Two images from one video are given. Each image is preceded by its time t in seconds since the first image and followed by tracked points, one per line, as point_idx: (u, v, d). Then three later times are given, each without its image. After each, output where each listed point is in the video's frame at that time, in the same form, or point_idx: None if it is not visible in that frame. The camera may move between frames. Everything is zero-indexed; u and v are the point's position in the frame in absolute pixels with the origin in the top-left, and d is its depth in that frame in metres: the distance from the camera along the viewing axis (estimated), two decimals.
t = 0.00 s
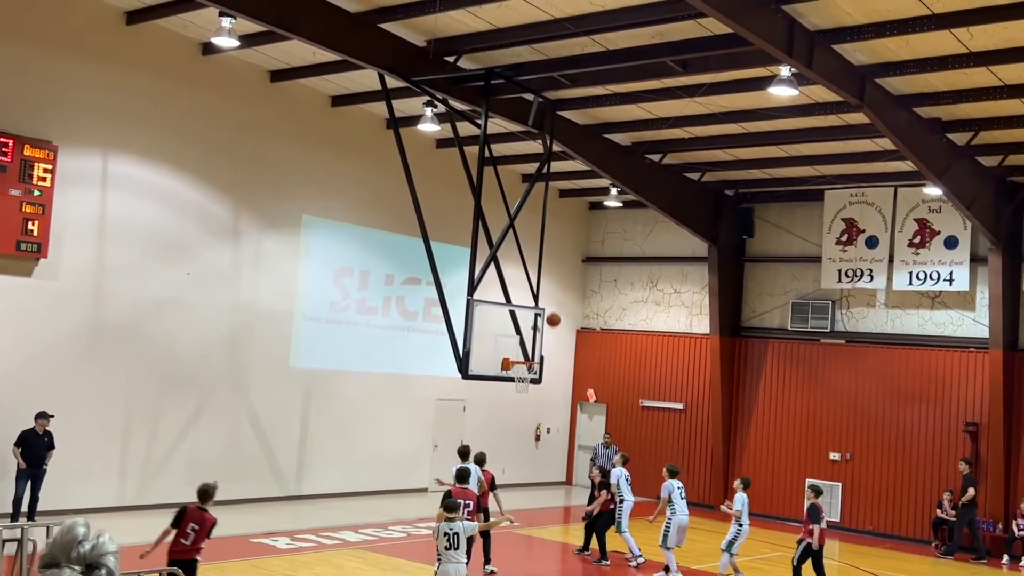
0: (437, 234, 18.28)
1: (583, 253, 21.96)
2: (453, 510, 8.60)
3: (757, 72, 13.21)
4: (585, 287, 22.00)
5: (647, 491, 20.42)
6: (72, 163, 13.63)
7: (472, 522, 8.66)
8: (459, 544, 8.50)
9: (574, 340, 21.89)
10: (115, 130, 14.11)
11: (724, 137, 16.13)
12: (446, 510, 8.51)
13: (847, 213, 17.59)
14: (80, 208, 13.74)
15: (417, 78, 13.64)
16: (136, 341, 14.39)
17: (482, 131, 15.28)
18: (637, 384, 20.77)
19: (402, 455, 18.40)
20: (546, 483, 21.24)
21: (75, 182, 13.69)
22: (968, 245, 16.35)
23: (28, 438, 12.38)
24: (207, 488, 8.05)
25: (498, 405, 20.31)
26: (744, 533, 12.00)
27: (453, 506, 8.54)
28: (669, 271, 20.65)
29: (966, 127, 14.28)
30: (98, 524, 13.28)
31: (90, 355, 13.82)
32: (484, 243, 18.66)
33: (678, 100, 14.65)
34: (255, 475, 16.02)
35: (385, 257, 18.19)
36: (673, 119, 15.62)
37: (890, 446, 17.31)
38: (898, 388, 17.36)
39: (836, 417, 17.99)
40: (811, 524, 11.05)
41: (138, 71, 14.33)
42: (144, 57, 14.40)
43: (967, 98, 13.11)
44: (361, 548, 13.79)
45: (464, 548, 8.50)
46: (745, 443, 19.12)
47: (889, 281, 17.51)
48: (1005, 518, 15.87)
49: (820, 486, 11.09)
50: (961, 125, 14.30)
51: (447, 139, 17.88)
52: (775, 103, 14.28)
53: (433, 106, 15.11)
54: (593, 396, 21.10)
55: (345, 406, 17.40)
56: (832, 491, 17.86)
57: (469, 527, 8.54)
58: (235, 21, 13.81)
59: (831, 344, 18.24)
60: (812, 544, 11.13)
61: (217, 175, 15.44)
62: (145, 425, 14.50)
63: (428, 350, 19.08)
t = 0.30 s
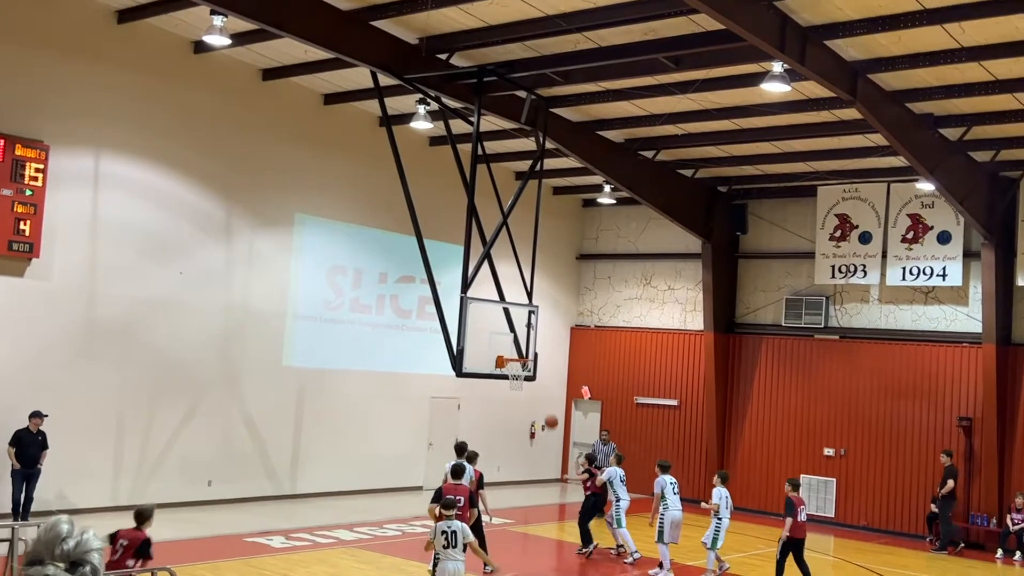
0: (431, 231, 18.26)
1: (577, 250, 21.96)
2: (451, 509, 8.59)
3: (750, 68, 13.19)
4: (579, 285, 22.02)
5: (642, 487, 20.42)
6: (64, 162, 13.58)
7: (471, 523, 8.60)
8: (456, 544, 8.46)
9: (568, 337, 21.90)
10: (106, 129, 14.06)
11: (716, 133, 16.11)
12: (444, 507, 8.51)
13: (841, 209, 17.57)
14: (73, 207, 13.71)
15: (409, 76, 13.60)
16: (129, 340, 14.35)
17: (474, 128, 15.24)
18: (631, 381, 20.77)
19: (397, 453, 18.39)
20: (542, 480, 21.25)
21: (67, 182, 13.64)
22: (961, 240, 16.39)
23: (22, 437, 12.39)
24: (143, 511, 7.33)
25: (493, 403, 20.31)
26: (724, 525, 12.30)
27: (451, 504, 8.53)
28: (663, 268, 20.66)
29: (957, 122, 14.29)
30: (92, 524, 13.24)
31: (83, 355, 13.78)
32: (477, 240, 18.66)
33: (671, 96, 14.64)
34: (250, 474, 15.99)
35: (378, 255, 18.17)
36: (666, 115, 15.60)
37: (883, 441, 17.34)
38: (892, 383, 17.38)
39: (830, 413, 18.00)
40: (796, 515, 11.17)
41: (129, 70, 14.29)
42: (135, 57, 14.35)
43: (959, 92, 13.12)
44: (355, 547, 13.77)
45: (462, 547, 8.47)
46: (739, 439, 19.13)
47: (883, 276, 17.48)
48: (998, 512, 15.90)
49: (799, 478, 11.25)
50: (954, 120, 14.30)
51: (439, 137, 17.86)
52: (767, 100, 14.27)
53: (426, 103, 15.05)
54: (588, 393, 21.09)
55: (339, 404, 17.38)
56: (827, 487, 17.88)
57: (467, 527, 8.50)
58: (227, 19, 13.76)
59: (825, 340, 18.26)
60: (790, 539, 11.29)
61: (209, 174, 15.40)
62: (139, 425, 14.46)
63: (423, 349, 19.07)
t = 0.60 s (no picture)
0: (425, 228, 18.25)
1: (571, 247, 21.97)
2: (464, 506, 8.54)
3: (743, 63, 13.19)
4: (574, 281, 22.03)
5: (638, 483, 20.45)
6: (57, 160, 13.54)
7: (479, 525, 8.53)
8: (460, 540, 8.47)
9: (563, 333, 21.91)
10: (100, 127, 14.03)
11: (710, 128, 16.10)
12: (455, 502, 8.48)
13: (835, 204, 17.59)
14: (67, 205, 13.67)
15: (403, 72, 13.58)
16: (124, 338, 14.32)
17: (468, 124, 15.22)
18: (627, 377, 20.78)
19: (392, 449, 18.37)
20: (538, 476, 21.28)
21: (61, 180, 13.61)
22: (955, 234, 16.41)
23: (14, 437, 12.40)
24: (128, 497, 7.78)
25: (489, 399, 20.31)
26: (716, 517, 12.66)
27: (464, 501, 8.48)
28: (658, 264, 20.66)
29: (950, 117, 14.31)
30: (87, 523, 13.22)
31: (77, 353, 13.75)
32: (472, 237, 18.67)
33: (665, 92, 14.63)
34: (245, 471, 15.97)
35: (373, 252, 18.16)
36: (660, 111, 15.60)
37: (878, 435, 17.38)
38: (887, 378, 17.42)
39: (825, 408, 18.04)
40: (786, 509, 11.25)
41: (123, 68, 14.25)
42: (128, 54, 14.31)
43: (953, 87, 13.13)
44: (351, 544, 13.76)
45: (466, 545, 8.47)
46: (734, 434, 19.17)
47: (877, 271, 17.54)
48: (993, 505, 15.95)
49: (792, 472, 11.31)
50: (947, 115, 14.31)
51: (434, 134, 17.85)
52: (761, 95, 14.25)
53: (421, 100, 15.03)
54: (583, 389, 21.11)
55: (334, 401, 17.37)
56: (822, 481, 17.92)
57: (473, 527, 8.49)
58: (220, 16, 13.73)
59: (819, 335, 18.30)
60: (783, 532, 11.38)
61: (203, 172, 15.37)
62: (133, 423, 14.43)
63: (418, 346, 19.06)
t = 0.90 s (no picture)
0: (419, 224, 18.23)
1: (565, 242, 21.96)
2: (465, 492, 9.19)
3: (737, 58, 13.18)
4: (568, 276, 22.02)
5: (633, 478, 20.47)
6: (49, 157, 13.50)
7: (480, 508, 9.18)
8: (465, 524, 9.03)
9: (558, 329, 21.92)
10: (92, 124, 13.99)
11: (704, 123, 16.10)
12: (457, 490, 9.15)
13: (829, 198, 17.62)
14: (60, 202, 13.65)
15: (396, 68, 13.55)
16: (117, 335, 14.31)
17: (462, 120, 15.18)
18: (622, 372, 20.80)
19: (386, 445, 18.36)
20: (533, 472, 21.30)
21: (54, 177, 13.58)
22: (949, 229, 16.43)
23: (7, 434, 12.42)
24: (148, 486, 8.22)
25: (483, 395, 20.32)
26: (707, 504, 13.00)
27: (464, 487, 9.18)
28: (652, 259, 20.66)
29: (942, 111, 14.32)
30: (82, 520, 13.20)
31: (71, 350, 13.73)
32: (466, 232, 18.67)
33: (659, 87, 14.62)
34: (239, 468, 15.96)
35: (366, 248, 18.13)
36: (653, 106, 15.58)
37: (872, 429, 17.41)
38: (881, 372, 17.45)
39: (820, 402, 18.07)
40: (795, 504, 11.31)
41: (115, 64, 14.22)
42: (120, 51, 14.27)
43: (946, 81, 13.13)
44: (346, 540, 13.76)
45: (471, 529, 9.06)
46: (729, 428, 19.20)
47: (871, 265, 17.56)
48: (987, 499, 15.98)
49: (797, 468, 11.30)
50: (941, 109, 14.30)
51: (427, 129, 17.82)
52: (754, 89, 14.25)
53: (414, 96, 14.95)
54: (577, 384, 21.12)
55: (328, 397, 17.35)
56: (816, 475, 17.95)
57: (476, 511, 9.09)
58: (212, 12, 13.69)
59: (813, 329, 18.32)
60: (787, 526, 11.41)
61: (197, 168, 15.34)
62: (127, 421, 14.41)
63: (411, 342, 19.04)
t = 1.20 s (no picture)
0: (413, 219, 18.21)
1: (559, 237, 21.97)
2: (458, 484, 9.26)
3: (730, 52, 13.18)
4: (563, 271, 22.03)
5: (627, 472, 20.51)
6: (41, 152, 13.46)
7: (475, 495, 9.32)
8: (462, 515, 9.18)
9: (552, 324, 21.93)
10: (85, 119, 13.95)
11: (697, 118, 16.10)
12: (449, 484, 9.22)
13: (822, 192, 17.63)
14: (53, 198, 13.62)
15: (389, 63, 13.52)
16: (111, 331, 14.28)
17: (455, 115, 15.15)
18: (616, 367, 20.83)
19: (380, 441, 18.35)
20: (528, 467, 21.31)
21: (46, 172, 13.54)
22: (942, 223, 16.47)
23: (5, 429, 12.46)
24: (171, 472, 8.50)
25: (478, 390, 20.31)
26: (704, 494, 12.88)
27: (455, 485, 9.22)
28: (646, 254, 20.68)
29: (935, 105, 14.33)
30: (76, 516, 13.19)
31: (64, 346, 13.70)
32: (460, 226, 18.68)
33: (652, 81, 14.61)
34: (234, 463, 15.94)
35: (360, 243, 18.12)
36: (647, 101, 15.57)
37: (866, 422, 17.45)
38: (874, 365, 17.49)
39: (813, 396, 18.10)
40: (800, 499, 11.33)
41: (107, 60, 14.17)
42: (113, 46, 14.23)
43: (939, 75, 13.15)
44: (340, 535, 13.75)
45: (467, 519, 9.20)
46: (723, 422, 19.24)
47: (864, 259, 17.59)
48: (980, 491, 16.04)
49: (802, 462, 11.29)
50: (935, 103, 14.31)
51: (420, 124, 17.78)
52: (748, 83, 14.25)
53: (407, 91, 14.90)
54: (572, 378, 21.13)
55: (322, 392, 17.34)
56: (810, 469, 18.00)
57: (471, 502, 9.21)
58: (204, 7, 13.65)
59: (807, 323, 18.37)
60: (792, 521, 11.46)
61: (189, 163, 15.30)
62: (121, 417, 14.38)
63: (406, 336, 19.03)
